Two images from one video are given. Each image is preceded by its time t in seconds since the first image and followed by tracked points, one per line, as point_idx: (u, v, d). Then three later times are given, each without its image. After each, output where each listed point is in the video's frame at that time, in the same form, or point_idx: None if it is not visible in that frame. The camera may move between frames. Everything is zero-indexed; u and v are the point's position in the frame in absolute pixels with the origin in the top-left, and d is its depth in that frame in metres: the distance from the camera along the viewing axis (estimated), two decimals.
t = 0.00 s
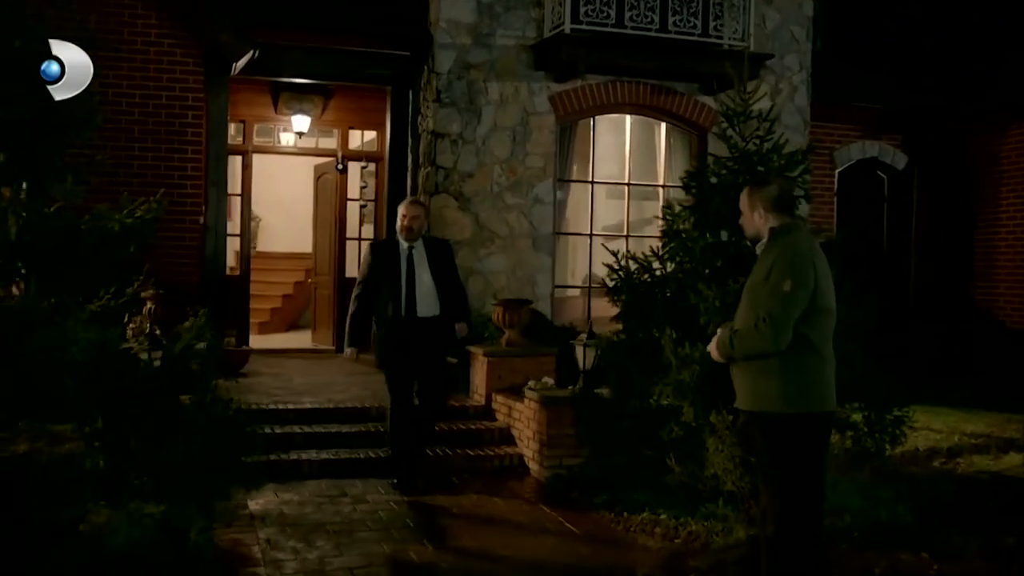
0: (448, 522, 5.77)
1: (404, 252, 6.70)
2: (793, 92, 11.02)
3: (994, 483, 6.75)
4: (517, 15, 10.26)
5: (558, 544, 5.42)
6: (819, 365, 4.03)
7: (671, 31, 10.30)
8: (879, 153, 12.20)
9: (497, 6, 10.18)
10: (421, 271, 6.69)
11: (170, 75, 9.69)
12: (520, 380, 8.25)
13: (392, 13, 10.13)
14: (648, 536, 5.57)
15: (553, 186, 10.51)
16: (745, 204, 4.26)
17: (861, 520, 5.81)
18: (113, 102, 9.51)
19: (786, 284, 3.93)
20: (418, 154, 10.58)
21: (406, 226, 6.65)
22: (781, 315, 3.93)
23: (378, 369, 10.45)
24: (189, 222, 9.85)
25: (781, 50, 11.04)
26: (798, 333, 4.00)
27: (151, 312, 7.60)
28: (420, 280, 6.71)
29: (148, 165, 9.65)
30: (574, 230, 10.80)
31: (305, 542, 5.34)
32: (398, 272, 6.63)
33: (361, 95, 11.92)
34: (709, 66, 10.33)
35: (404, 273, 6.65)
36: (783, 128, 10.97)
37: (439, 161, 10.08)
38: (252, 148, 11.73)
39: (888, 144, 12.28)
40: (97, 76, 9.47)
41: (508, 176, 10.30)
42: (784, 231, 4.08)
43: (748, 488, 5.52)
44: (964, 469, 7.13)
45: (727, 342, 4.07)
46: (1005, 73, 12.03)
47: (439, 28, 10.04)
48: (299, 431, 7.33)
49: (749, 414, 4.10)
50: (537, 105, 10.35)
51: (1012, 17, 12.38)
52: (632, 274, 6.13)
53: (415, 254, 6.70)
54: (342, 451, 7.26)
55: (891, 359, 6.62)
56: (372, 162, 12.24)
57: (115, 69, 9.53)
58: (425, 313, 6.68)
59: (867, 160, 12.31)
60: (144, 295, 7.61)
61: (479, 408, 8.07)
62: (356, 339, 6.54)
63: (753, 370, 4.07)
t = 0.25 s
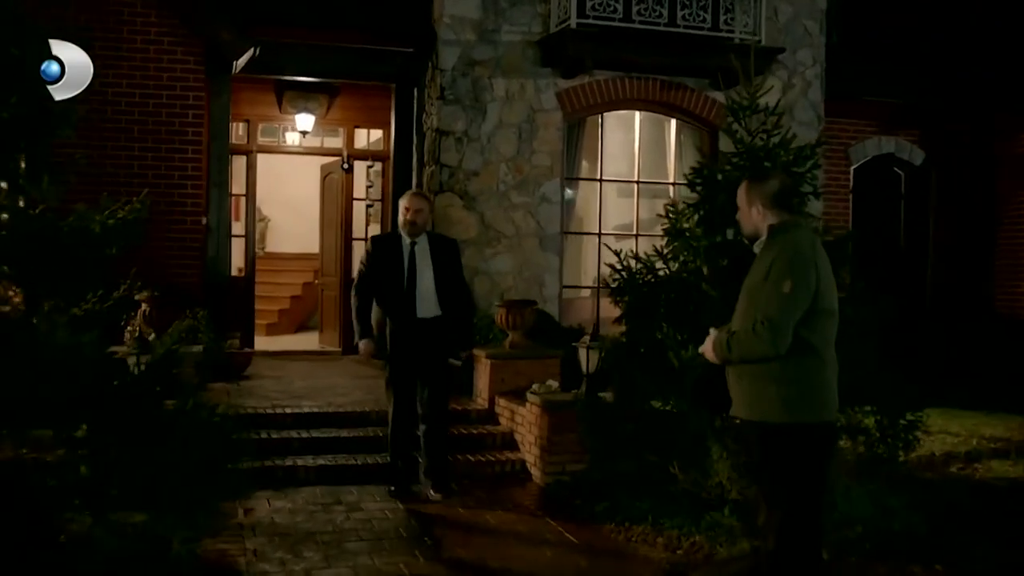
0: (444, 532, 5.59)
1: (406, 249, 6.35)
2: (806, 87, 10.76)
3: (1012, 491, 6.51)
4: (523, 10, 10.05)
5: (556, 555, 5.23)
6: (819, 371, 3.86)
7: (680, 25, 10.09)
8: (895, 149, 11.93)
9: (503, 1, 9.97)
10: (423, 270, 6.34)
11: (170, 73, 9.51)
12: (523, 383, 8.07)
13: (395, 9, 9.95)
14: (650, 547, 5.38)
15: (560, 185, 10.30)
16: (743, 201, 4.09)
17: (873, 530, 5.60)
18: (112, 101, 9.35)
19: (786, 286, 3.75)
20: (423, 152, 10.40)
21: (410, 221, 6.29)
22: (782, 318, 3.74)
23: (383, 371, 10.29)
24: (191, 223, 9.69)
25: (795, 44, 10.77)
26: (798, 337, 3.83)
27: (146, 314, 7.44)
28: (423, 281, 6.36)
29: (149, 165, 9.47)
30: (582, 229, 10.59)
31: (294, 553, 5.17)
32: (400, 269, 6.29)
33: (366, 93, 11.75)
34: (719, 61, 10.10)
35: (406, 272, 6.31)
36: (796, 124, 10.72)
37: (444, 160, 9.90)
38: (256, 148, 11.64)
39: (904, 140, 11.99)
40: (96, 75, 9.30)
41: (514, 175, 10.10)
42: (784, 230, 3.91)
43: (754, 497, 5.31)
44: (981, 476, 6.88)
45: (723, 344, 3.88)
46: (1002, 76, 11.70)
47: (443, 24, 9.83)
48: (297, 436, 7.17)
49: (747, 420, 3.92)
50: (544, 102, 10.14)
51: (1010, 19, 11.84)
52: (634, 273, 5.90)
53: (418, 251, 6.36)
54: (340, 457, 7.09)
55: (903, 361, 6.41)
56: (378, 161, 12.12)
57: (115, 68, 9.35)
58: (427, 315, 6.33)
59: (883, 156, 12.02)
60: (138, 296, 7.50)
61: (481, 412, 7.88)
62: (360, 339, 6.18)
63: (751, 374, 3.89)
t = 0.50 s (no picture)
0: (439, 544, 5.38)
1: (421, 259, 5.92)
2: (826, 82, 10.44)
3: None
4: (533, 5, 9.83)
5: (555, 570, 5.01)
6: (820, 375, 3.71)
7: (694, 19, 9.86)
8: (920, 146, 11.54)
9: None
10: (438, 282, 5.91)
11: (174, 72, 9.37)
12: (532, 388, 7.85)
13: (404, 5, 9.76)
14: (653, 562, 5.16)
15: (573, 184, 10.07)
16: (734, 202, 3.99)
17: (889, 543, 5.34)
18: (115, 102, 9.22)
19: (784, 285, 3.61)
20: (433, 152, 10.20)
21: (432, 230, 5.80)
22: (781, 322, 3.60)
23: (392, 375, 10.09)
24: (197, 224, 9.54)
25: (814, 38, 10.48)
26: (797, 341, 3.67)
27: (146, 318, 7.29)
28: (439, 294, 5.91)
29: (154, 166, 9.33)
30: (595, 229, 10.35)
31: (282, 568, 4.98)
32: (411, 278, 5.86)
33: (377, 91, 11.56)
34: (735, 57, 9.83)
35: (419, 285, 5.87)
36: (815, 119, 10.43)
37: (453, 158, 9.69)
38: (266, 148, 11.44)
39: (929, 136, 11.59)
40: (99, 74, 9.16)
41: (525, 174, 9.89)
42: (782, 229, 3.78)
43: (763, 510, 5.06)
44: (1008, 486, 6.58)
45: (719, 349, 3.74)
46: (1003, 73, 11.65)
47: (452, 20, 9.62)
48: (296, 443, 6.98)
49: (744, 427, 3.76)
50: (556, 99, 9.92)
51: (1011, 17, 11.73)
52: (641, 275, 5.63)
53: (433, 261, 5.92)
54: (340, 464, 6.89)
55: (924, 366, 6.13)
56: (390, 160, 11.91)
57: (118, 68, 9.21)
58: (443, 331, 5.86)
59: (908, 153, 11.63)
60: (137, 299, 7.35)
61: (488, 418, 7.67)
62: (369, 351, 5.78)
63: (749, 379, 3.75)
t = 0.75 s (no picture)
0: (434, 554, 5.20)
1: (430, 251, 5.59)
2: (843, 79, 10.17)
3: None
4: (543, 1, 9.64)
5: None
6: (821, 383, 3.54)
7: (707, 14, 9.64)
8: (940, 144, 11.27)
9: None
10: (448, 277, 5.59)
11: (178, 69, 9.24)
12: (538, 392, 7.66)
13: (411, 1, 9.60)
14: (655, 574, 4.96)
15: (583, 183, 9.88)
16: (732, 189, 3.76)
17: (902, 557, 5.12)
18: (119, 100, 9.10)
19: (788, 287, 3.45)
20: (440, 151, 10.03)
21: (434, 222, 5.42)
22: (783, 326, 3.43)
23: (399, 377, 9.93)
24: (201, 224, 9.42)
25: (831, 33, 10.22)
26: (799, 346, 3.50)
27: (144, 320, 7.15)
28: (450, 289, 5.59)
29: (158, 166, 9.20)
30: (606, 229, 10.15)
31: None
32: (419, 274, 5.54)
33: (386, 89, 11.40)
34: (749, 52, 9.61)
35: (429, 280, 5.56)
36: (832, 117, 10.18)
37: (461, 157, 9.51)
38: (274, 147, 11.33)
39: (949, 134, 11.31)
40: (102, 72, 9.04)
41: (535, 173, 9.70)
42: (782, 229, 3.62)
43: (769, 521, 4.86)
44: None
45: (717, 356, 3.55)
46: None
47: (460, 16, 9.45)
48: (295, 448, 6.82)
49: (740, 435, 3.60)
50: (566, 96, 9.72)
51: (1011, 17, 11.32)
52: (645, 276, 5.43)
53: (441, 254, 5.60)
54: (340, 470, 6.73)
55: (941, 372, 5.88)
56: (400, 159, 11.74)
57: (122, 66, 9.09)
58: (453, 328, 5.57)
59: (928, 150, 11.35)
60: (135, 300, 7.20)
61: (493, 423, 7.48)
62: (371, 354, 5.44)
63: (747, 388, 3.57)
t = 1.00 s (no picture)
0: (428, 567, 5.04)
1: (428, 255, 4.96)
2: (861, 76, 9.93)
3: None
4: None
5: None
6: (827, 393, 3.34)
7: (721, 10, 9.41)
8: (962, 143, 11.01)
9: None
10: (449, 282, 4.96)
11: (181, 67, 9.10)
12: (544, 397, 7.47)
13: None
14: None
15: (594, 182, 9.68)
16: (734, 183, 3.47)
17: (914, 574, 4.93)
18: (121, 98, 8.97)
19: (794, 291, 3.23)
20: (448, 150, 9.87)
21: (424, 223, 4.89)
22: (789, 331, 3.21)
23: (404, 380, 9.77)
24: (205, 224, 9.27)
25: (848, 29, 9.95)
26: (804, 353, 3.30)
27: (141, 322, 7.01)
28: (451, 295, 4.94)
29: (161, 165, 9.07)
30: (618, 229, 9.95)
31: None
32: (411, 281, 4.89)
33: (395, 87, 11.24)
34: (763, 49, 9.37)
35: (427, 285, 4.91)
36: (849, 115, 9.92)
37: (469, 156, 9.34)
38: (281, 147, 11.21)
39: (971, 133, 11.05)
40: (105, 70, 8.93)
41: (544, 172, 9.51)
42: (786, 229, 3.41)
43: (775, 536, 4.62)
44: None
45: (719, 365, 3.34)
46: None
47: (467, 12, 9.27)
48: (294, 453, 6.66)
49: (741, 450, 3.39)
50: (576, 94, 9.53)
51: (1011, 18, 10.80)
52: (648, 277, 5.27)
53: (442, 257, 4.95)
54: (337, 475, 6.56)
55: (959, 380, 5.65)
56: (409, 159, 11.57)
57: (125, 64, 8.97)
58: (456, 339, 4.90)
59: (949, 149, 11.08)
60: (132, 301, 7.09)
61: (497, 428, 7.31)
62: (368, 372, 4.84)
63: (751, 399, 3.36)
